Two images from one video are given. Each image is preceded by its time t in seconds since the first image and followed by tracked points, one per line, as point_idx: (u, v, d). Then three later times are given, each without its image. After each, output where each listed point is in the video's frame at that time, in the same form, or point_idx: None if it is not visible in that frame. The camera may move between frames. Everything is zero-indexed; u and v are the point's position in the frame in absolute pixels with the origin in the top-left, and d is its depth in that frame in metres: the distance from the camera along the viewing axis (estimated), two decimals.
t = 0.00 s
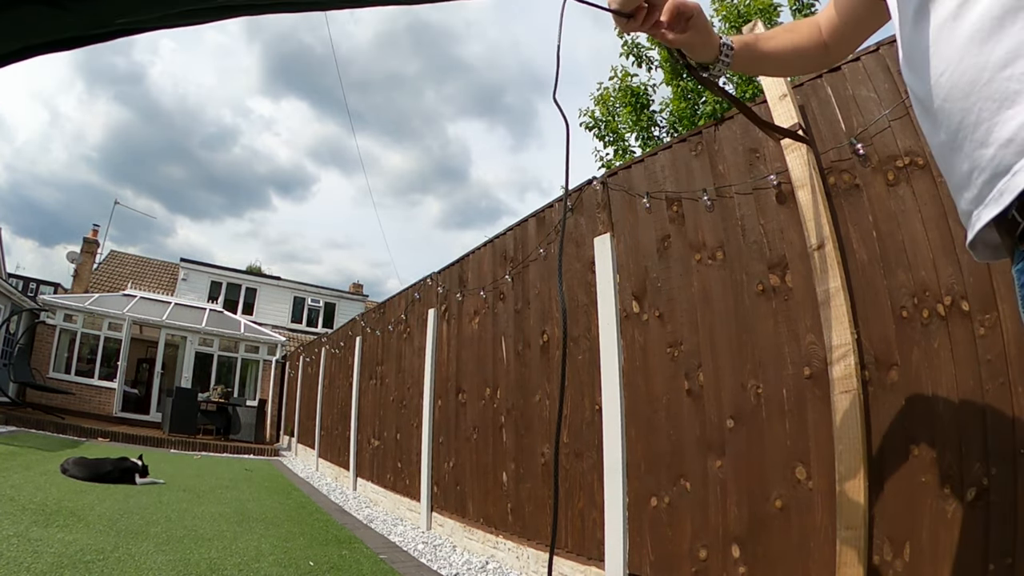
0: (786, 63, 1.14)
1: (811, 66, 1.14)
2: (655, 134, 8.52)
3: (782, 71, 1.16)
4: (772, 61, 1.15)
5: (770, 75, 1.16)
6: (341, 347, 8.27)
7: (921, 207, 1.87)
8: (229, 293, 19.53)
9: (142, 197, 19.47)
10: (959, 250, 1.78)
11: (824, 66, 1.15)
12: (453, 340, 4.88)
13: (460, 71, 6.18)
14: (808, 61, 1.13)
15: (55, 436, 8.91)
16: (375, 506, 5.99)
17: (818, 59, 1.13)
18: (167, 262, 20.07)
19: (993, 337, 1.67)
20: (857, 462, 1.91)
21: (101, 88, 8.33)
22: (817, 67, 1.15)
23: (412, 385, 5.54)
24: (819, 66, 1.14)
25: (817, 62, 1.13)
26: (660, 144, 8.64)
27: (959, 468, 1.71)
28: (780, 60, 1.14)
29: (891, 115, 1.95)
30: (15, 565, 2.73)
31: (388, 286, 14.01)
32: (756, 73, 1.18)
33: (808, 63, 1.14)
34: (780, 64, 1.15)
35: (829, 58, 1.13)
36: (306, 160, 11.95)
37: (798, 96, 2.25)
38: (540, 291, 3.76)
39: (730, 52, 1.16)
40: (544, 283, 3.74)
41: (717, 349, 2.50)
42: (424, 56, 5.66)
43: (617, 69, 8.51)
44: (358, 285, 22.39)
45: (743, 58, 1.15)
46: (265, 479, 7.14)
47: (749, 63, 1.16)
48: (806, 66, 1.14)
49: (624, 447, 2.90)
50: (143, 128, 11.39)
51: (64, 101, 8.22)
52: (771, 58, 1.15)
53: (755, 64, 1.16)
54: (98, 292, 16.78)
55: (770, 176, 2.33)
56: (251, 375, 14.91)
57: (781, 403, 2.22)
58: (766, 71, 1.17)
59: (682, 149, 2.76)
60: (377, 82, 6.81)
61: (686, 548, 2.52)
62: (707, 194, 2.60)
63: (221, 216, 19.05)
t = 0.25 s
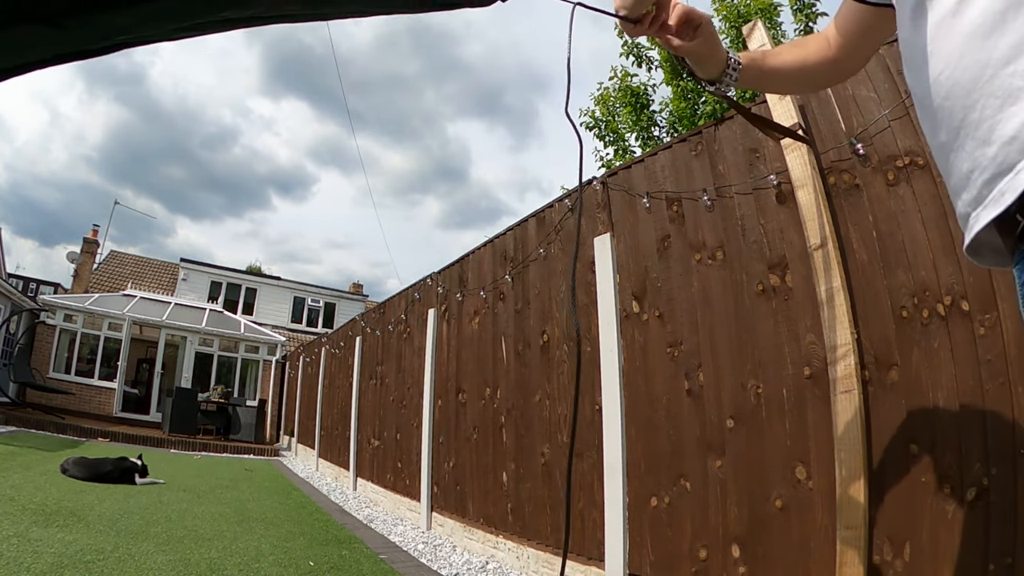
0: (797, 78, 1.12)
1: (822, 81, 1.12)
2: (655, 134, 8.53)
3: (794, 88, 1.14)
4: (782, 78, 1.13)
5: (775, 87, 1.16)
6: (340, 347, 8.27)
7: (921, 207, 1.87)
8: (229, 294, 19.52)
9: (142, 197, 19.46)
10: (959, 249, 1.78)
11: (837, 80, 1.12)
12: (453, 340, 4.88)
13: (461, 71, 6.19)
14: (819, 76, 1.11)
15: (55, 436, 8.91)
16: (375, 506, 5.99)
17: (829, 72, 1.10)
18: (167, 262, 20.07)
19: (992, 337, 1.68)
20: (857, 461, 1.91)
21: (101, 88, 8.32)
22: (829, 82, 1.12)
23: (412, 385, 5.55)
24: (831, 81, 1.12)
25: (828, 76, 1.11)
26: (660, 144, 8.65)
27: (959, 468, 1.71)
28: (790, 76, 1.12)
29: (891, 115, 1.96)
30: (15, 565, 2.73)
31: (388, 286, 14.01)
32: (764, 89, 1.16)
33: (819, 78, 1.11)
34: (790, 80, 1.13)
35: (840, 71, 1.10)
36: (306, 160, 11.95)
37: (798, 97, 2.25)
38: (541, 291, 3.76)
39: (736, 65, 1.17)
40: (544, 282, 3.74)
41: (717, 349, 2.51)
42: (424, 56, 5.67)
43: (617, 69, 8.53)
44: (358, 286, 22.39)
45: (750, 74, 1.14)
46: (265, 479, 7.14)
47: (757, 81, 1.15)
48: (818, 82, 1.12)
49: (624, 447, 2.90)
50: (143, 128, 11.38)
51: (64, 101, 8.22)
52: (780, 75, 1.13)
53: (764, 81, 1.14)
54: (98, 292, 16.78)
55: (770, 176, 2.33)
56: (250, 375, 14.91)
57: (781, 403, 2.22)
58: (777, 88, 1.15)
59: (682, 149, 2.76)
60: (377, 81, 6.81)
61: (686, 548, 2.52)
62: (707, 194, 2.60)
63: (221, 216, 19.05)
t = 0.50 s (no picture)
0: (799, 79, 1.12)
1: (824, 82, 1.11)
2: (655, 134, 8.53)
3: (796, 88, 1.13)
4: (783, 78, 1.13)
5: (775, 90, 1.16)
6: (340, 347, 8.27)
7: (921, 207, 1.87)
8: (229, 294, 19.53)
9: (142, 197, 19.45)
10: (959, 249, 1.78)
11: (840, 81, 1.11)
12: (453, 340, 4.88)
13: (461, 71, 6.20)
14: (819, 77, 1.11)
15: (55, 436, 8.91)
16: (375, 506, 6.00)
17: (831, 73, 1.10)
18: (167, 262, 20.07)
19: (993, 337, 1.67)
20: (857, 462, 1.91)
21: (101, 88, 8.31)
22: (830, 83, 1.12)
23: (412, 385, 5.54)
24: (834, 82, 1.11)
25: (829, 77, 1.10)
26: (660, 144, 8.65)
27: (959, 468, 1.70)
28: (792, 77, 1.12)
29: (891, 115, 1.95)
30: (16, 565, 2.73)
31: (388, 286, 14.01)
32: (766, 90, 1.17)
33: (820, 79, 1.11)
34: (792, 80, 1.13)
35: (843, 72, 1.10)
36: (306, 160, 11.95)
37: (798, 97, 2.25)
38: (540, 291, 3.76)
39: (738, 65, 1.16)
40: (544, 282, 3.74)
41: (717, 349, 2.51)
42: (424, 56, 5.66)
43: (617, 69, 8.54)
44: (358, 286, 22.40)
45: (752, 75, 1.15)
46: (265, 479, 7.14)
47: (760, 81, 1.15)
48: (819, 83, 1.12)
49: (624, 447, 2.90)
50: (143, 128, 11.37)
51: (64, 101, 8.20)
52: (782, 75, 1.13)
53: (765, 82, 1.14)
54: (98, 292, 16.78)
55: (770, 176, 2.33)
56: (250, 374, 14.93)
57: (781, 403, 2.22)
58: (779, 88, 1.15)
59: (682, 149, 2.76)
60: (377, 81, 6.82)
61: (686, 548, 2.52)
62: (707, 194, 2.60)
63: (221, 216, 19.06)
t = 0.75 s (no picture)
0: (803, 79, 1.12)
1: (827, 82, 1.11)
2: (655, 134, 8.53)
3: (799, 88, 1.13)
4: (787, 78, 1.13)
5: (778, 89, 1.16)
6: (340, 347, 8.27)
7: (921, 207, 1.87)
8: (229, 294, 19.53)
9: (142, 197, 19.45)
10: (959, 249, 1.78)
11: (842, 82, 1.12)
12: (453, 340, 4.88)
13: (461, 70, 6.21)
14: (824, 77, 1.11)
15: (54, 436, 8.90)
16: (375, 506, 6.00)
17: (834, 73, 1.10)
18: (166, 262, 20.07)
19: (992, 337, 1.68)
20: (857, 462, 1.91)
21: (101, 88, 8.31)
22: (833, 84, 1.12)
23: (412, 385, 5.54)
24: (836, 82, 1.11)
25: (833, 77, 1.11)
26: (659, 144, 8.65)
27: (959, 468, 1.71)
28: (796, 77, 1.12)
29: (891, 114, 1.96)
30: (16, 565, 2.73)
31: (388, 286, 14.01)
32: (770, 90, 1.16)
33: (824, 80, 1.11)
34: (795, 80, 1.12)
35: (846, 73, 1.10)
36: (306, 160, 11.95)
37: (798, 97, 2.25)
38: (540, 291, 3.76)
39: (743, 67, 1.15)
40: (544, 282, 3.74)
41: (717, 349, 2.51)
42: (424, 55, 5.66)
43: (617, 69, 8.54)
44: (358, 286, 22.40)
45: (757, 75, 1.14)
46: (265, 480, 7.14)
47: (763, 81, 1.14)
48: (823, 83, 1.12)
49: (624, 447, 2.90)
50: (143, 128, 11.38)
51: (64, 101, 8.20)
52: (786, 75, 1.13)
53: (769, 81, 1.14)
54: (98, 292, 16.77)
55: (770, 176, 2.33)
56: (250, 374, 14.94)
57: (781, 403, 2.22)
58: (782, 87, 1.15)
59: (682, 148, 2.76)
60: (377, 81, 6.82)
61: (686, 548, 2.52)
62: (707, 194, 2.60)
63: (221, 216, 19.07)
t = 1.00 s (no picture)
0: (801, 74, 1.11)
1: (827, 81, 1.10)
2: (655, 134, 8.53)
3: (797, 84, 1.13)
4: (786, 72, 1.13)
5: (778, 85, 1.16)
6: (340, 347, 8.27)
7: (921, 207, 1.87)
8: (229, 294, 19.53)
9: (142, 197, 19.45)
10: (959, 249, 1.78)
11: (843, 81, 1.11)
12: (453, 340, 4.88)
13: (461, 70, 6.21)
14: (824, 75, 1.10)
15: (54, 436, 8.90)
16: (375, 506, 6.00)
17: (835, 70, 1.09)
18: (166, 263, 20.07)
19: (992, 337, 1.68)
20: (857, 461, 1.91)
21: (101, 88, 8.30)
22: (834, 82, 1.10)
23: (412, 385, 5.55)
24: (837, 81, 1.10)
25: (833, 76, 1.10)
26: (659, 144, 8.65)
27: (959, 467, 1.71)
28: (795, 71, 1.12)
29: (891, 114, 1.96)
30: (16, 565, 2.74)
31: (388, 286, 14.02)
32: (769, 84, 1.16)
33: (824, 77, 1.10)
34: (795, 76, 1.12)
35: (847, 71, 1.09)
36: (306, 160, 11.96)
37: (798, 96, 2.25)
38: (540, 291, 3.76)
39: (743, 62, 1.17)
40: (544, 282, 3.74)
41: (717, 348, 2.51)
42: (424, 55, 5.66)
43: (617, 69, 8.54)
44: (358, 286, 22.40)
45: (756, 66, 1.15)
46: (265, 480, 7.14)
47: (762, 74, 1.15)
48: (823, 81, 1.11)
49: (624, 447, 2.90)
50: (144, 128, 11.38)
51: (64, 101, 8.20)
52: (786, 69, 1.13)
53: (768, 74, 1.14)
54: (98, 292, 16.77)
55: (770, 176, 2.33)
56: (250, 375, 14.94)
57: (781, 403, 2.22)
58: (780, 82, 1.15)
59: (682, 148, 2.76)
60: (377, 81, 6.82)
61: (686, 547, 2.52)
62: (707, 194, 2.60)
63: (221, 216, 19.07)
